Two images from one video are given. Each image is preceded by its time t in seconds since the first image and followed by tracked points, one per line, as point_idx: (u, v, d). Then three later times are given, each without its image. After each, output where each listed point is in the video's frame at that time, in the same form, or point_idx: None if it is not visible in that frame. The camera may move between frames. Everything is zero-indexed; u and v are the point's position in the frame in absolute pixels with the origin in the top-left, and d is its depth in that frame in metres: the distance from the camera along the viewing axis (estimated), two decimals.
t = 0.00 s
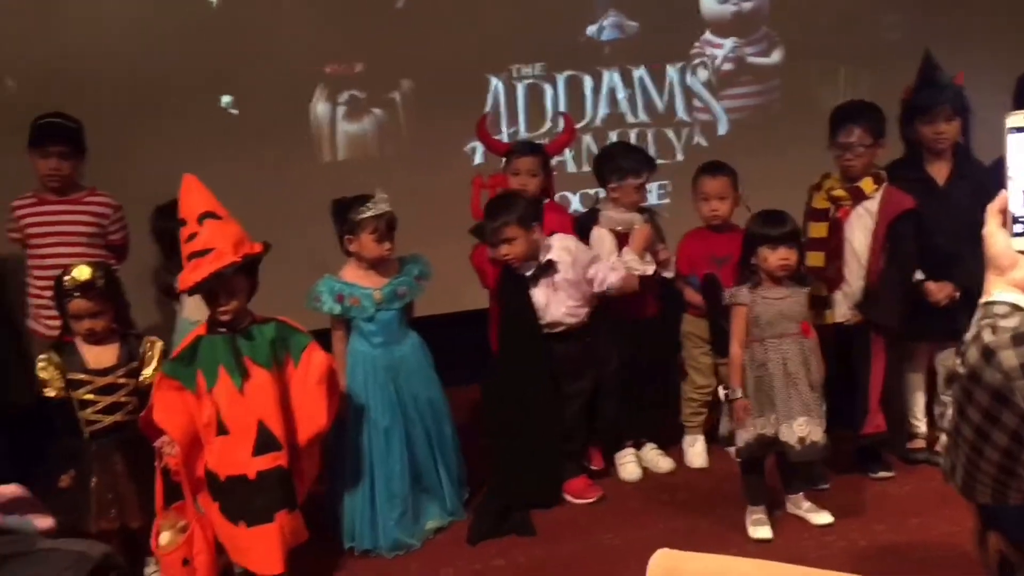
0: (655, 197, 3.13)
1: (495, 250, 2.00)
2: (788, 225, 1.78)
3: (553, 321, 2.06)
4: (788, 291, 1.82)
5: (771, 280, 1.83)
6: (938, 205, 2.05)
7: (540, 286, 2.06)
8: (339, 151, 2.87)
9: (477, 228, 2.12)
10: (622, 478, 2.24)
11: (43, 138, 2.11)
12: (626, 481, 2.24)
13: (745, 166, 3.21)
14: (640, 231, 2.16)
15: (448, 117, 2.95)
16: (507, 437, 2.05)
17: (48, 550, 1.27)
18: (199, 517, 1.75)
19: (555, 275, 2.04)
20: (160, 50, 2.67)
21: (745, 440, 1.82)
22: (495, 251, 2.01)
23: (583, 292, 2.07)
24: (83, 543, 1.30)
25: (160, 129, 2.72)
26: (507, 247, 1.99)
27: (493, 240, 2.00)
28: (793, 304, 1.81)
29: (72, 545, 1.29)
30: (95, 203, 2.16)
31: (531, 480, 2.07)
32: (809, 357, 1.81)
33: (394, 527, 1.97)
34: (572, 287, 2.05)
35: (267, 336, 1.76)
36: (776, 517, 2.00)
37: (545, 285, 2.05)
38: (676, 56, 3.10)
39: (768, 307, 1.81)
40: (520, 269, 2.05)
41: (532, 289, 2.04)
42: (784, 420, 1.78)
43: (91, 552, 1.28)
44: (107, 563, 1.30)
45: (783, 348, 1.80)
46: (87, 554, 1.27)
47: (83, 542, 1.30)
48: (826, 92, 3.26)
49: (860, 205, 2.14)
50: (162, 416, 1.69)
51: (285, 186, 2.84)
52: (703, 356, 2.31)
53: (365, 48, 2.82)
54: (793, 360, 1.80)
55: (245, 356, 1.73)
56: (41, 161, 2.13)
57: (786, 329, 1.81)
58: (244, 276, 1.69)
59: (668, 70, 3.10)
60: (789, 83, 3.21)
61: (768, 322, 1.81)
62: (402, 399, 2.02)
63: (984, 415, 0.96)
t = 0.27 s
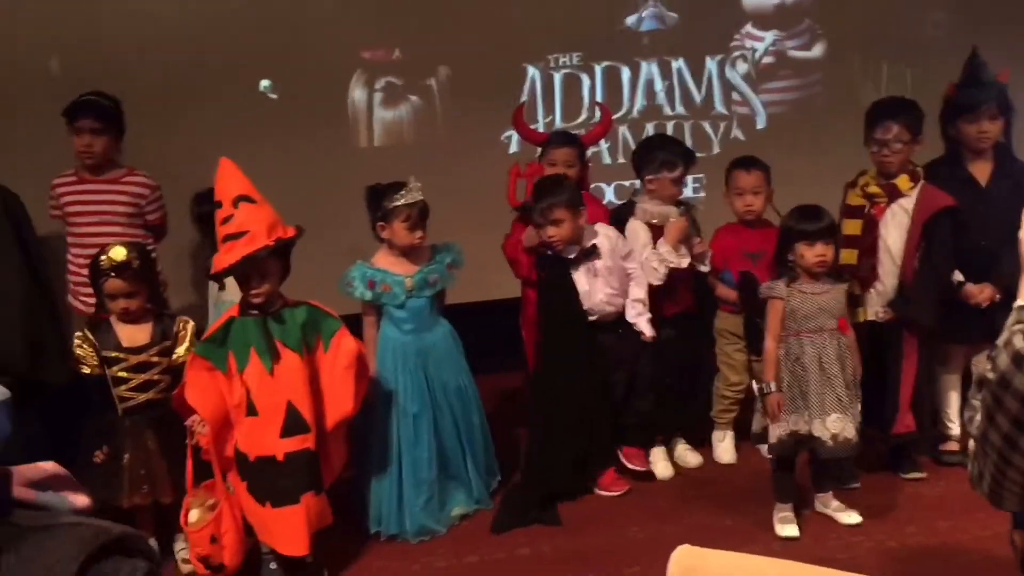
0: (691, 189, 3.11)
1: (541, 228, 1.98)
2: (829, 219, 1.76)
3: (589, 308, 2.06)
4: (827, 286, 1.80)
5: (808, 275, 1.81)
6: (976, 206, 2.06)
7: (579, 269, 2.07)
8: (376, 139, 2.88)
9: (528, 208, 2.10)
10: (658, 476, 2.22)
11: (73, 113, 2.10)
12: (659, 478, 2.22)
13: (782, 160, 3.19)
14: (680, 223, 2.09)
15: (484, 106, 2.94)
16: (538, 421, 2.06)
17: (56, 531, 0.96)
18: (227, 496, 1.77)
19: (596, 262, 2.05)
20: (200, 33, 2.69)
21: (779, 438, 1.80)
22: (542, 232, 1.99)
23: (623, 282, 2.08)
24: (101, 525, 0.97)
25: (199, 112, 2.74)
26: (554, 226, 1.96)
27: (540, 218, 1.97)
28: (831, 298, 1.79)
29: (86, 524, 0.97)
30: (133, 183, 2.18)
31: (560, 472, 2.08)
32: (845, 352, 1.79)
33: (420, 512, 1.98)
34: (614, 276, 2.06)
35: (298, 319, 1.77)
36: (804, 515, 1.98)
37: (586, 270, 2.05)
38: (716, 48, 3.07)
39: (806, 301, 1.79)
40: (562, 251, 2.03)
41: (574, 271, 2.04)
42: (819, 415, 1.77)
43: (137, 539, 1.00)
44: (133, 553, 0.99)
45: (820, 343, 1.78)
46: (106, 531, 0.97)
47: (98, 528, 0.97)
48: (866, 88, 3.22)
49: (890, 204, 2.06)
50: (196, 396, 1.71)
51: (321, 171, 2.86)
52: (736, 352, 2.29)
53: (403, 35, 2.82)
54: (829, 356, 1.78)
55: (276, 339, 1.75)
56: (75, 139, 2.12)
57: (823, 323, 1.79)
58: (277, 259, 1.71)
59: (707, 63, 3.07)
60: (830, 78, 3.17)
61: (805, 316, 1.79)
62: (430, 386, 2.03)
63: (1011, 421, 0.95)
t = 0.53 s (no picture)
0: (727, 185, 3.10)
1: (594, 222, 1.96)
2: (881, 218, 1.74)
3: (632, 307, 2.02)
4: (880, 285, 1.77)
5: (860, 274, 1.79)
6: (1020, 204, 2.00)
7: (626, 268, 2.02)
8: (412, 131, 2.89)
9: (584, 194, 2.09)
10: (692, 478, 2.18)
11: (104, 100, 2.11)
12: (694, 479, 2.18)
13: (822, 157, 3.15)
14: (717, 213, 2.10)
15: (521, 99, 2.93)
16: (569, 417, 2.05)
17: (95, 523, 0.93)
18: (259, 483, 1.78)
19: (645, 261, 2.00)
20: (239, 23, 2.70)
21: (825, 436, 1.76)
22: (595, 227, 1.97)
23: (665, 285, 2.04)
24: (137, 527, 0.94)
25: (238, 102, 2.76)
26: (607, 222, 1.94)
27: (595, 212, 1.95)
28: (885, 298, 1.77)
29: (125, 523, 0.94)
30: (171, 171, 2.20)
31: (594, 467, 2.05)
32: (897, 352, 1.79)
33: (450, 505, 1.99)
34: (657, 276, 2.02)
35: (332, 309, 1.78)
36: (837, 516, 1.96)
37: (632, 269, 2.00)
38: (756, 43, 3.03)
39: (860, 300, 1.77)
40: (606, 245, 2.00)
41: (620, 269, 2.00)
42: (875, 414, 1.75)
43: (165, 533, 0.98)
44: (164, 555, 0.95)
45: (874, 342, 1.77)
46: (132, 527, 0.94)
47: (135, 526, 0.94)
48: (908, 85, 3.17)
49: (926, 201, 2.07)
50: (231, 383, 1.72)
51: (357, 162, 2.87)
52: (771, 350, 2.26)
53: (441, 26, 2.82)
54: (884, 355, 1.76)
55: (310, 328, 1.75)
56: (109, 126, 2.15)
57: (878, 323, 1.77)
58: (312, 249, 1.71)
59: (747, 57, 3.03)
60: (872, 74, 3.13)
61: (860, 314, 1.77)
62: (463, 378, 2.03)
63: None
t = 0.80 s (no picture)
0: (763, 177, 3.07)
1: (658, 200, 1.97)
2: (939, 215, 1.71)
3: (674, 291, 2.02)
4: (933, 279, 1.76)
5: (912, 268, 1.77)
6: None
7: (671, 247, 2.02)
8: (447, 122, 2.89)
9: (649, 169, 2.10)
10: (727, 473, 2.15)
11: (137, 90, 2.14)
12: (726, 473, 2.16)
13: (861, 150, 3.12)
14: (756, 206, 2.10)
15: (557, 90, 2.92)
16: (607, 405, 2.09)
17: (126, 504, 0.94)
18: (293, 470, 1.80)
19: (692, 247, 2.00)
20: (276, 13, 2.71)
21: (868, 422, 1.75)
22: (657, 202, 1.98)
23: (708, 281, 2.03)
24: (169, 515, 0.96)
25: (274, 92, 2.77)
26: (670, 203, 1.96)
27: (660, 191, 1.97)
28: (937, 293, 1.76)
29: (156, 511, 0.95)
30: (207, 160, 2.21)
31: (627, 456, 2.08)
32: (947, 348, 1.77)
33: (482, 495, 1.99)
34: (700, 269, 2.01)
35: (366, 299, 1.79)
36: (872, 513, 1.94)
37: (676, 249, 2.01)
38: (796, 34, 3.00)
39: (915, 294, 1.75)
40: (657, 225, 2.02)
41: (665, 248, 2.00)
42: (923, 408, 1.75)
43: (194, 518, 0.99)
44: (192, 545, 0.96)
45: (926, 337, 1.75)
46: (165, 518, 0.95)
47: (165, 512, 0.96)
48: (951, 78, 3.12)
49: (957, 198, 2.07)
50: (265, 370, 1.74)
51: (392, 152, 2.88)
52: (802, 344, 2.24)
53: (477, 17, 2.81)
54: (934, 350, 1.75)
55: (344, 316, 1.76)
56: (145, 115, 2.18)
57: (929, 317, 1.76)
58: (346, 237, 1.72)
59: (786, 49, 3.00)
60: (914, 67, 3.09)
61: (913, 307, 1.75)
62: (495, 369, 2.03)
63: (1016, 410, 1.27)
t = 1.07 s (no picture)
0: (809, 168, 3.01)
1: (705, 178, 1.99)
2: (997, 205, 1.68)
3: (716, 279, 2.02)
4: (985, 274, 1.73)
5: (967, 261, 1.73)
6: None
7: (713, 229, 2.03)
8: (490, 111, 2.88)
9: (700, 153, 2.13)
10: (770, 466, 2.13)
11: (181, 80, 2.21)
12: (770, 466, 2.14)
13: (909, 140, 3.06)
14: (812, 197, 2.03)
15: (600, 80, 2.90)
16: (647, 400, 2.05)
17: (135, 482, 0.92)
18: (336, 457, 1.81)
19: (733, 228, 2.00)
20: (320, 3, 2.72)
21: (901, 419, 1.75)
22: (704, 180, 1.99)
23: (749, 268, 2.01)
24: (169, 490, 0.93)
25: (317, 82, 2.79)
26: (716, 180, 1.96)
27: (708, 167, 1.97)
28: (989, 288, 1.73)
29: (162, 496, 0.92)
30: (251, 151, 2.23)
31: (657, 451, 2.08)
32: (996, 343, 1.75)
33: (523, 485, 1.99)
34: (740, 253, 1.99)
35: (408, 288, 1.79)
36: (919, 509, 1.91)
37: (717, 229, 2.01)
38: (843, 22, 2.96)
39: (967, 289, 1.71)
40: (701, 205, 2.04)
41: (705, 227, 2.02)
42: (971, 405, 1.71)
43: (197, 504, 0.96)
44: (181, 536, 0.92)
45: (976, 334, 1.72)
46: (150, 497, 0.91)
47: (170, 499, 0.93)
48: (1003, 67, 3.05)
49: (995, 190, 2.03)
50: (309, 357, 1.76)
51: (435, 141, 2.88)
52: (844, 335, 2.21)
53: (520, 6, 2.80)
54: (985, 346, 1.72)
55: (386, 305, 1.77)
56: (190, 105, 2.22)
57: (979, 313, 1.73)
58: (388, 227, 1.72)
59: (833, 38, 2.96)
60: (965, 55, 3.04)
61: (963, 303, 1.72)
62: (537, 359, 2.02)
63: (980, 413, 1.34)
